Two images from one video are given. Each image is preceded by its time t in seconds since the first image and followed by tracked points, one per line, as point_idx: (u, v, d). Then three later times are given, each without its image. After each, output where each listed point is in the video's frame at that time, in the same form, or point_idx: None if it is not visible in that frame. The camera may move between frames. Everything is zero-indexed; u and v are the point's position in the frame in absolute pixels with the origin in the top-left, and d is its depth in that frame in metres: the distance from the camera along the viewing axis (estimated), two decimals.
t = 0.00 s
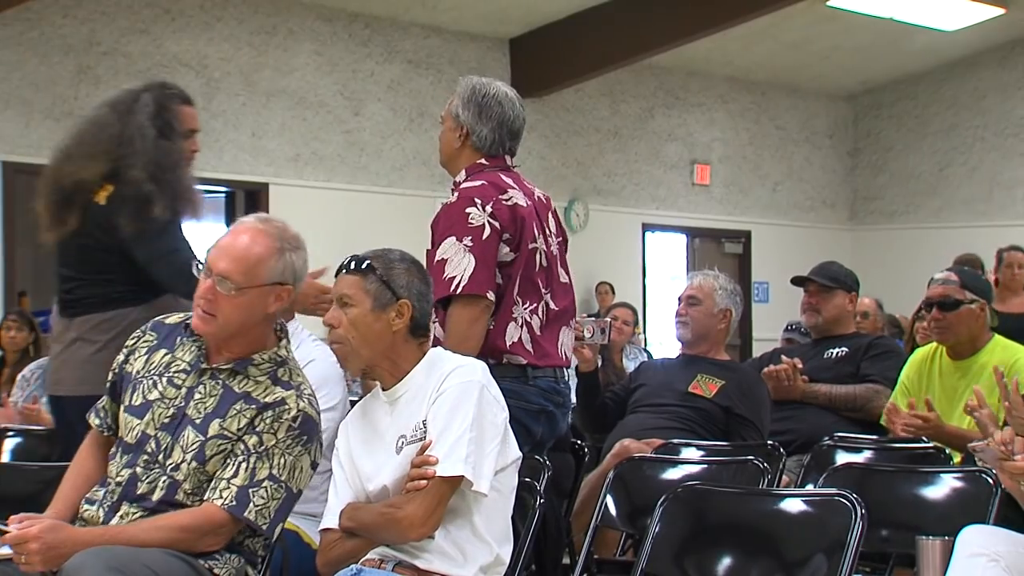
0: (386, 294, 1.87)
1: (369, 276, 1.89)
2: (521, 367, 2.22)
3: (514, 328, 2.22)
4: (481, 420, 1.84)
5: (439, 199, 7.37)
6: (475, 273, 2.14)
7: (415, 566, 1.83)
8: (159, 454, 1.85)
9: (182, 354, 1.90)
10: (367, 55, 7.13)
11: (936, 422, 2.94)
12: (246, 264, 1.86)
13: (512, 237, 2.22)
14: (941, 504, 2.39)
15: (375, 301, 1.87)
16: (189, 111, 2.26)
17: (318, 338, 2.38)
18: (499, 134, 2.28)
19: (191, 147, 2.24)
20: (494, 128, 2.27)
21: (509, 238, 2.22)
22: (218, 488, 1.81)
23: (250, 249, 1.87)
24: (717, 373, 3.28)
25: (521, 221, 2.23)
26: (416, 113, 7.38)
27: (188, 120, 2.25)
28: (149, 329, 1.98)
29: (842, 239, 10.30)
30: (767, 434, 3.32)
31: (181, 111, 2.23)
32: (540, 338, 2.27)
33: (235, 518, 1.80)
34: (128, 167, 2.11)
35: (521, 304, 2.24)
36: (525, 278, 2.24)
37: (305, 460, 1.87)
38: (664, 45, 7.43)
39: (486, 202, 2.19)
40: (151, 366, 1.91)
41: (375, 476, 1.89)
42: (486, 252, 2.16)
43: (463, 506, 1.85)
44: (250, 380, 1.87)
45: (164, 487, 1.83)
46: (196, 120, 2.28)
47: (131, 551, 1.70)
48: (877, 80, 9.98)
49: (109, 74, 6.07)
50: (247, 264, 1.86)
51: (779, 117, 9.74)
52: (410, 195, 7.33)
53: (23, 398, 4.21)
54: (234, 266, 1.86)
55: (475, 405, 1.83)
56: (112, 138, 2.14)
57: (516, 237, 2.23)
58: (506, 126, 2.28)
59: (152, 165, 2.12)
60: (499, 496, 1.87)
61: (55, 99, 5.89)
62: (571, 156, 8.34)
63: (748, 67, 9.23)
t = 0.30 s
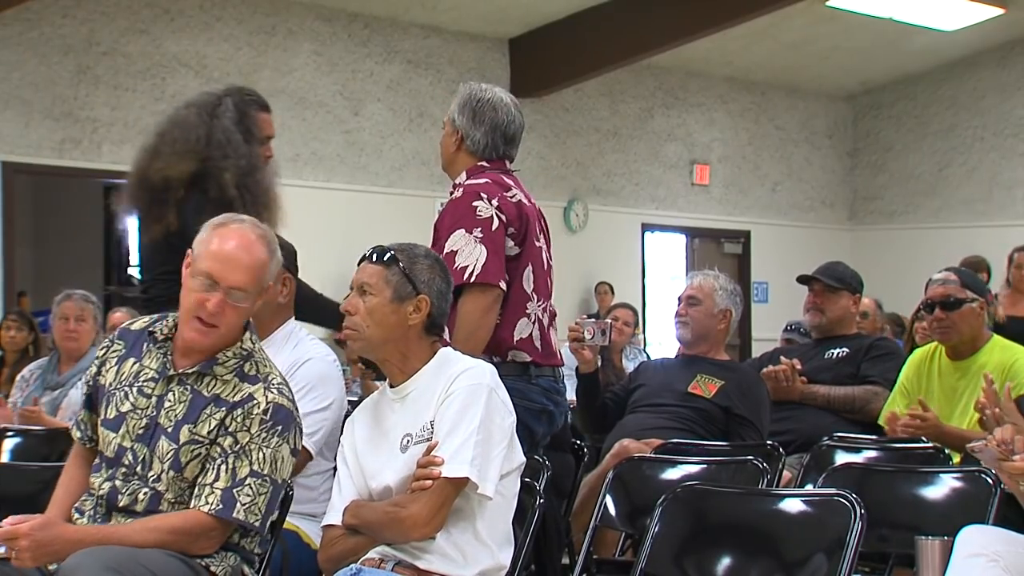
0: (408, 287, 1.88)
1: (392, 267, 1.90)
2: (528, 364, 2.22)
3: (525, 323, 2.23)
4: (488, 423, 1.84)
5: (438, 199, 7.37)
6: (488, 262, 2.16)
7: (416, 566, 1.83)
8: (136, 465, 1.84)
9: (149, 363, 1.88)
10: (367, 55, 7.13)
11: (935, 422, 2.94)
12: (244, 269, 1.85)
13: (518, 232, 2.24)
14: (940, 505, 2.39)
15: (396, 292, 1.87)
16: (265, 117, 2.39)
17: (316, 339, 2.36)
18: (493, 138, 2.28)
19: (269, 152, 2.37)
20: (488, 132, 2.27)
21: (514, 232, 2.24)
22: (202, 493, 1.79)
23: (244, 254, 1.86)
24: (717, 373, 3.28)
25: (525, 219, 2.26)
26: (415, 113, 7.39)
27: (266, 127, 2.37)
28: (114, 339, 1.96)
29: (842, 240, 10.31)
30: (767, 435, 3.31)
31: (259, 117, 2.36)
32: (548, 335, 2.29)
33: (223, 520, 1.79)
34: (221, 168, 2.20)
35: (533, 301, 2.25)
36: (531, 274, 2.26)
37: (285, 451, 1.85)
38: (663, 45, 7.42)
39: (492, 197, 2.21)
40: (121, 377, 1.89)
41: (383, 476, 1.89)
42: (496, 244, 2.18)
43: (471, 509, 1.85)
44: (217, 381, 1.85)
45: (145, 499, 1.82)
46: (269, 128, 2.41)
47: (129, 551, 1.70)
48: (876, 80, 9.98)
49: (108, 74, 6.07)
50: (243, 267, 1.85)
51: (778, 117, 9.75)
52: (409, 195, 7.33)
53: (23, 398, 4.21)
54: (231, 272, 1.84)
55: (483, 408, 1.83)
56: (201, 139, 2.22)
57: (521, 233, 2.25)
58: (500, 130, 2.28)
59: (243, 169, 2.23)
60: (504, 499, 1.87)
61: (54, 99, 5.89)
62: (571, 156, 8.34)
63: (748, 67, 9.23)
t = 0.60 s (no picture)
0: (408, 291, 1.87)
1: (390, 270, 1.88)
2: (519, 360, 2.22)
3: (516, 319, 2.23)
4: (493, 428, 1.84)
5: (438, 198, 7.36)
6: (469, 256, 2.15)
7: (417, 566, 1.83)
8: (146, 463, 1.80)
9: (166, 361, 1.84)
10: (367, 55, 7.13)
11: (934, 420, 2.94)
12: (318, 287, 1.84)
13: (505, 227, 2.24)
14: (939, 504, 2.39)
15: (397, 297, 1.86)
16: (329, 120, 2.54)
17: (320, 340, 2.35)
18: (480, 138, 2.31)
19: (332, 152, 2.53)
20: (474, 132, 2.30)
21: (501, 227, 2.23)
22: (211, 493, 1.78)
23: (314, 272, 1.84)
24: (717, 373, 3.28)
25: (514, 216, 2.25)
26: (415, 113, 7.38)
27: (328, 129, 2.53)
28: (123, 330, 1.91)
29: (842, 240, 10.31)
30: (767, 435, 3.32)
31: (321, 120, 2.52)
32: (541, 332, 2.28)
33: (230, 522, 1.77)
34: (277, 173, 2.38)
35: (524, 297, 2.25)
36: (521, 270, 2.26)
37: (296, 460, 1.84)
38: (663, 45, 7.41)
39: (478, 193, 2.21)
40: (134, 372, 1.84)
41: (383, 476, 1.89)
42: (480, 239, 2.18)
43: (473, 513, 1.85)
44: (241, 388, 1.83)
45: (153, 499, 1.79)
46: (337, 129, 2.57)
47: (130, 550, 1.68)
48: (876, 80, 9.99)
49: (108, 74, 6.07)
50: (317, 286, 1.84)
51: (778, 117, 9.75)
52: (409, 195, 7.33)
53: (23, 397, 4.20)
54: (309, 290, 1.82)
55: (488, 414, 1.83)
56: (259, 147, 2.43)
57: (509, 228, 2.24)
58: (486, 131, 2.30)
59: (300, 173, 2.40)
60: (507, 503, 1.87)
61: (54, 99, 5.89)
62: (571, 156, 8.34)
63: (748, 67, 9.23)
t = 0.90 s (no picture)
0: (398, 296, 1.84)
1: (379, 275, 1.85)
2: (504, 363, 2.23)
3: (500, 323, 2.22)
4: (491, 428, 1.84)
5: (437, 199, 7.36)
6: (447, 263, 2.15)
7: (416, 567, 1.83)
8: (180, 454, 1.91)
9: (216, 356, 1.96)
10: (367, 55, 7.13)
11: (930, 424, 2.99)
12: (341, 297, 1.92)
13: (489, 231, 2.22)
14: (939, 504, 2.39)
15: (387, 302, 1.83)
16: (364, 116, 2.56)
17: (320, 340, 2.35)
18: (478, 140, 2.31)
19: (367, 150, 2.55)
20: (472, 135, 2.31)
21: (485, 232, 2.22)
22: (236, 493, 1.88)
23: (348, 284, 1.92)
24: (717, 373, 3.27)
25: (499, 219, 2.23)
26: (415, 113, 7.38)
27: (362, 125, 2.55)
28: (179, 320, 2.04)
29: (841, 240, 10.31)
30: (766, 435, 3.32)
31: (352, 118, 2.54)
32: (528, 335, 2.26)
33: (249, 527, 1.86)
34: (301, 179, 2.41)
35: (509, 300, 2.23)
36: (506, 274, 2.23)
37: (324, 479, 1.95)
38: (663, 45, 7.42)
39: (462, 198, 2.20)
40: (182, 359, 1.96)
41: (383, 478, 1.89)
42: (459, 245, 2.17)
43: (472, 512, 1.85)
44: (286, 397, 1.94)
45: (180, 490, 1.89)
46: (377, 126, 2.59)
47: (132, 548, 1.76)
48: (876, 80, 9.99)
49: (107, 74, 6.06)
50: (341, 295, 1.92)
51: (778, 116, 9.75)
52: (408, 196, 7.33)
53: (22, 398, 4.20)
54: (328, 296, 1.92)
55: (485, 413, 1.83)
56: (288, 151, 2.48)
57: (493, 232, 2.22)
58: (484, 133, 2.31)
59: (325, 175, 2.42)
60: (506, 501, 1.88)
61: (54, 99, 5.88)
62: (571, 156, 8.34)
63: (747, 67, 9.23)
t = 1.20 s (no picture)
0: (387, 296, 1.85)
1: (370, 276, 1.86)
2: (498, 365, 2.23)
3: (491, 326, 2.23)
4: (484, 422, 1.84)
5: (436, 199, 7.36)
6: (434, 269, 2.16)
7: (414, 565, 1.83)
8: (185, 454, 1.95)
9: (228, 359, 1.99)
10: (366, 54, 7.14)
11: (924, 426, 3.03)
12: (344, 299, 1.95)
13: (480, 233, 2.22)
14: (938, 504, 2.38)
15: (376, 302, 1.84)
16: (377, 106, 2.54)
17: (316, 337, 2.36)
18: (481, 139, 2.32)
19: (381, 138, 2.52)
20: (474, 134, 2.31)
21: (475, 235, 2.22)
22: (234, 497, 1.90)
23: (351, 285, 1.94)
24: (715, 372, 3.27)
25: (490, 221, 2.23)
26: (413, 113, 7.39)
27: (375, 115, 2.52)
28: (196, 321, 2.08)
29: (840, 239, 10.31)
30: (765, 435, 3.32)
31: (362, 109, 2.53)
32: (521, 337, 2.26)
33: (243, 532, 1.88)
34: (307, 171, 2.46)
35: (499, 303, 2.23)
36: (496, 277, 2.23)
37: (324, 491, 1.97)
38: (661, 45, 7.42)
39: (453, 202, 2.20)
40: (194, 359, 2.00)
41: (379, 478, 1.88)
42: (448, 249, 2.17)
43: (467, 509, 1.85)
44: (295, 406, 1.98)
45: (182, 490, 1.92)
46: (392, 115, 2.56)
47: (129, 549, 1.78)
48: (874, 79, 10.00)
49: (105, 73, 6.06)
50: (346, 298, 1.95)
51: (776, 116, 9.75)
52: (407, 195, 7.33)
53: (21, 399, 4.19)
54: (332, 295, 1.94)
55: (477, 408, 1.83)
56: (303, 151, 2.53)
57: (484, 235, 2.22)
58: (486, 131, 2.31)
59: (329, 165, 2.44)
60: (501, 498, 1.88)
61: (53, 98, 5.88)
62: (569, 155, 8.34)
63: (746, 67, 9.23)
